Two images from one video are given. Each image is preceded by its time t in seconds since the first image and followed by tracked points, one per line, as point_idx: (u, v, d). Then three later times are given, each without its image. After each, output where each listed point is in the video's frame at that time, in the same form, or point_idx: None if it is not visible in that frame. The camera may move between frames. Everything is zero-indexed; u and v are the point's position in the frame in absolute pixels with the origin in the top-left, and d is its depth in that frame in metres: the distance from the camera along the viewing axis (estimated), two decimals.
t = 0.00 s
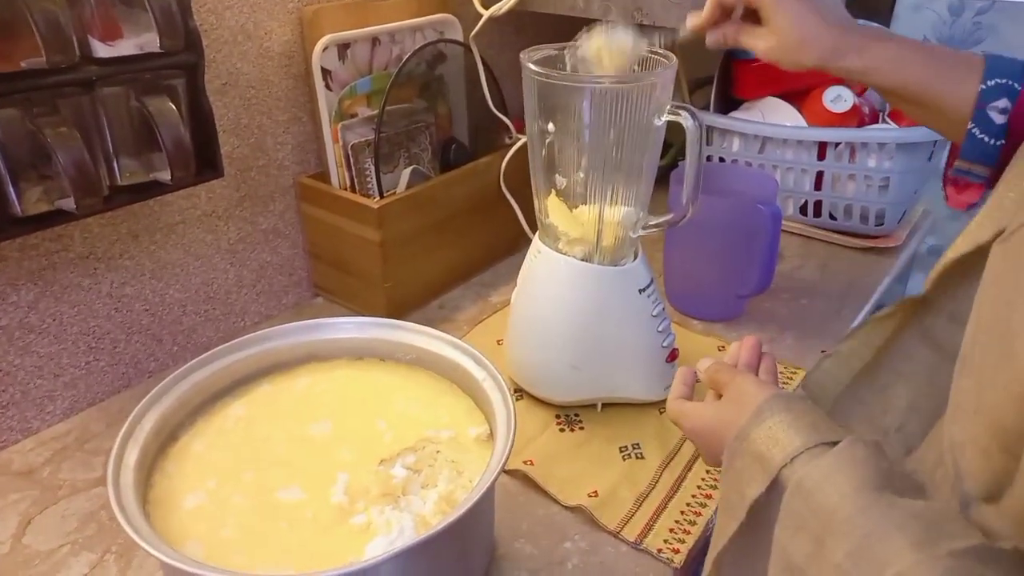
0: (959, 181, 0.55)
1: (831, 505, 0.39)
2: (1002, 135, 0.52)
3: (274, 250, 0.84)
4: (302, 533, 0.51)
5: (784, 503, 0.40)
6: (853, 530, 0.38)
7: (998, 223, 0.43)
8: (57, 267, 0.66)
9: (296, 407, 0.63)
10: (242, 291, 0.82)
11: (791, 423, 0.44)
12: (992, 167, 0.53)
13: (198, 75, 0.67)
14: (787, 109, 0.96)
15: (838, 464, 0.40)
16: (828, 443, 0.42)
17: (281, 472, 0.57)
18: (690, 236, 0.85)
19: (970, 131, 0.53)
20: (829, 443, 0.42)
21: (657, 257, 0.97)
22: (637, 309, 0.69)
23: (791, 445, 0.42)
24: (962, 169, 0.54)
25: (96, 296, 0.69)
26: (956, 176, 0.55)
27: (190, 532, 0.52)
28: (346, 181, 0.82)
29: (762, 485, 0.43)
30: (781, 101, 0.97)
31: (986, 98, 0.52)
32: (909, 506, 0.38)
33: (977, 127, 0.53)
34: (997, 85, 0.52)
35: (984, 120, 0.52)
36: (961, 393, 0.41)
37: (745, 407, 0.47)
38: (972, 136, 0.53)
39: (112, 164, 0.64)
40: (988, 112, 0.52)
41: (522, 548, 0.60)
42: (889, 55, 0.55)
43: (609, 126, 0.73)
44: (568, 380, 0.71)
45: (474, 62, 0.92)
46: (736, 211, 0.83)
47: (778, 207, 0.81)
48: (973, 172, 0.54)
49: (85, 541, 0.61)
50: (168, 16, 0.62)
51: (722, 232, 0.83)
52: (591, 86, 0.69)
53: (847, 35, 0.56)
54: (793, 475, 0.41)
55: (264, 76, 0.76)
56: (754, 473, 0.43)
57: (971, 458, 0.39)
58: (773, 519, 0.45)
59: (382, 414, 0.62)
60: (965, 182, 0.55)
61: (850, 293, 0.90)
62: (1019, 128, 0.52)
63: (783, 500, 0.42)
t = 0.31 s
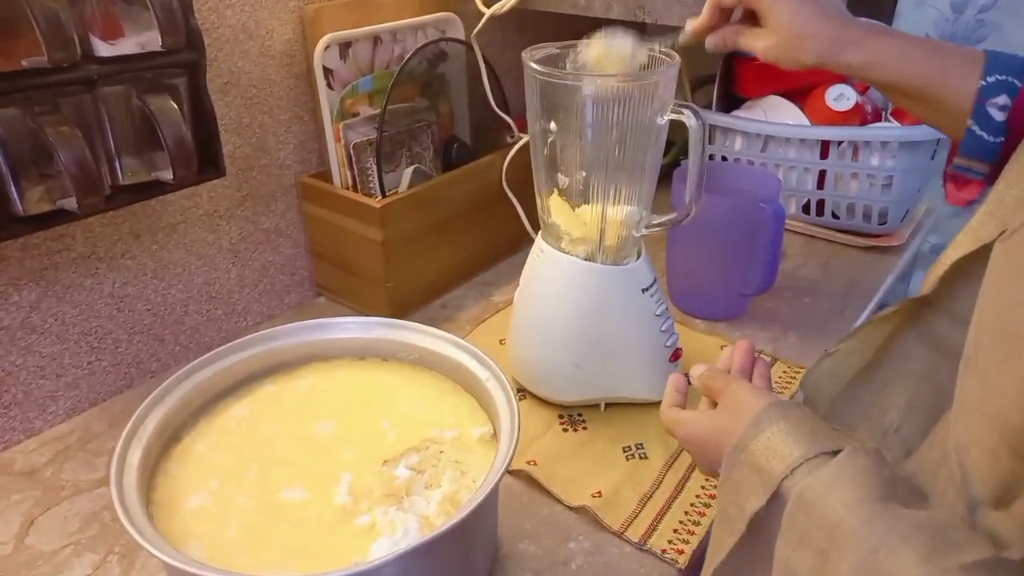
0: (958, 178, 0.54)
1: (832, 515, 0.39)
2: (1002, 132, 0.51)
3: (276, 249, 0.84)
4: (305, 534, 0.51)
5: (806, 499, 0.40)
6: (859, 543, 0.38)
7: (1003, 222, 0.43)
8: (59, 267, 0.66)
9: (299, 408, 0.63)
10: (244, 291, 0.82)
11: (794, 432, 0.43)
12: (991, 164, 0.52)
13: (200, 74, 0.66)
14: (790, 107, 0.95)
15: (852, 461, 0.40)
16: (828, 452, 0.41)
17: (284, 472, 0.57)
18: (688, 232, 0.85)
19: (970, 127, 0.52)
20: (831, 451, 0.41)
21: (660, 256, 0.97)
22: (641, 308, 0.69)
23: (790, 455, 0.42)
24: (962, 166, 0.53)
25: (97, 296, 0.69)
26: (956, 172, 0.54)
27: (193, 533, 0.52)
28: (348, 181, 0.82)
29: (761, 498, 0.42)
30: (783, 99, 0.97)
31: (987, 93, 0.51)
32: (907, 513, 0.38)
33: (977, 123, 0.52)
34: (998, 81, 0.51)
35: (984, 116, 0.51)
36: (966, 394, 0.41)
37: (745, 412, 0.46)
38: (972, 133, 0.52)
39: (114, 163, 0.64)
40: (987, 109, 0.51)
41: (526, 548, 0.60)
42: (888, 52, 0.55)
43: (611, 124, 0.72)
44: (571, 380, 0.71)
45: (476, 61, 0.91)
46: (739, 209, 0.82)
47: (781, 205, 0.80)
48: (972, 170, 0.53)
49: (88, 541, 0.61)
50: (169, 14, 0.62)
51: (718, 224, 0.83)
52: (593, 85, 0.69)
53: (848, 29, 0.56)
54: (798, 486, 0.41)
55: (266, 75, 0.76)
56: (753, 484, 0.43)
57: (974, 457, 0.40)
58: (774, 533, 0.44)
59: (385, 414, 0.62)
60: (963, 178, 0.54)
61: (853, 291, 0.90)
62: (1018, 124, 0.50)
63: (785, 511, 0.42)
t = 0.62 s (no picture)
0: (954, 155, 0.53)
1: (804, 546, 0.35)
2: (1000, 108, 0.48)
3: (275, 245, 0.84)
4: (304, 530, 0.51)
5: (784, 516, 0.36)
6: None
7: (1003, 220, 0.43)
8: (57, 262, 0.65)
9: (298, 404, 0.63)
10: (243, 287, 0.82)
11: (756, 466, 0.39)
12: (983, 141, 0.49)
13: (200, 69, 0.66)
14: (791, 105, 0.95)
15: (824, 485, 0.37)
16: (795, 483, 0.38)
17: (283, 468, 0.57)
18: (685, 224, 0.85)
19: (970, 101, 0.49)
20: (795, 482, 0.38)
21: (659, 253, 0.97)
22: (641, 305, 0.69)
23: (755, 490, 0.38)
24: (955, 140, 0.51)
25: (95, 292, 0.69)
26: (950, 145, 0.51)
27: (191, 529, 0.51)
28: (347, 177, 0.81)
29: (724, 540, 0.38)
30: (784, 97, 0.96)
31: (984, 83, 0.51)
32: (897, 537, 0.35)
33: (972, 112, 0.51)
34: (1003, 55, 0.47)
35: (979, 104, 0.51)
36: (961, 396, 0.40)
37: (709, 445, 0.41)
38: (970, 107, 0.49)
39: (113, 158, 0.63)
40: (989, 83, 0.48)
41: (525, 545, 0.60)
42: (892, 29, 0.54)
43: (612, 120, 0.72)
44: (570, 378, 0.71)
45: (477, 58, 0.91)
46: (739, 205, 0.82)
47: (781, 202, 0.80)
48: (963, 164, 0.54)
49: (85, 537, 0.61)
50: (169, 8, 0.62)
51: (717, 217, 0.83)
52: (595, 81, 0.69)
53: None
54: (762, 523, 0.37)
55: (265, 70, 0.76)
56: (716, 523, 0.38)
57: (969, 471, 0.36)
58: (745, 570, 0.39)
59: (384, 410, 0.62)
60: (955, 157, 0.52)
61: (852, 290, 0.90)
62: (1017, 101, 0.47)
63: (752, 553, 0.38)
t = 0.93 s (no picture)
0: (879, 236, 0.53)
1: None
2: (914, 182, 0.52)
3: (267, 249, 0.83)
4: (298, 536, 0.51)
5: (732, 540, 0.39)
6: None
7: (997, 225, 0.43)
8: (47, 266, 0.65)
9: (292, 409, 0.62)
10: (235, 291, 0.81)
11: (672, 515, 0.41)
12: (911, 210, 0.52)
13: (191, 72, 0.66)
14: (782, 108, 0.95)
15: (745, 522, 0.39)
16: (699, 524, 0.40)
17: (277, 473, 0.56)
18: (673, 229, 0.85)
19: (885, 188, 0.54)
20: (700, 521, 0.40)
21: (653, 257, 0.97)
22: (635, 309, 0.69)
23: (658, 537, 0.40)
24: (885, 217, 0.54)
25: (86, 296, 0.68)
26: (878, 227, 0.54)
27: (183, 535, 0.51)
28: (340, 180, 0.81)
29: None
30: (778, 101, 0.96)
31: (894, 142, 0.53)
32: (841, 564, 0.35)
33: (890, 178, 0.53)
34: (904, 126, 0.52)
35: (895, 168, 0.53)
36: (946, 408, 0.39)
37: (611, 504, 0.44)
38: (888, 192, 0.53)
39: (104, 162, 0.63)
40: (897, 164, 0.53)
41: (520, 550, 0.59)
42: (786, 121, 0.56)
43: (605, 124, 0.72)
44: (565, 381, 0.71)
45: (470, 61, 0.91)
46: (733, 209, 0.82)
47: (773, 206, 0.82)
48: (898, 220, 0.53)
49: (76, 544, 0.60)
50: (160, 10, 0.61)
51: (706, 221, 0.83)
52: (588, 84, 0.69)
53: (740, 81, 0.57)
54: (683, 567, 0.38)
55: (258, 74, 0.75)
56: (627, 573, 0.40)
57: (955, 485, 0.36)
58: None
59: (378, 415, 0.61)
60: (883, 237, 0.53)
61: (845, 293, 0.90)
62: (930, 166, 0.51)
63: None
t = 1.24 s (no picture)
0: (805, 321, 0.46)
1: (712, 564, 0.37)
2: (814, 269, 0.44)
3: (266, 246, 0.83)
4: (299, 535, 0.50)
5: (713, 534, 0.38)
6: None
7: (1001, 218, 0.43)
8: (45, 264, 0.65)
9: (292, 407, 0.62)
10: (234, 288, 0.81)
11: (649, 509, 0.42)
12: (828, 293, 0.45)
13: (189, 69, 0.65)
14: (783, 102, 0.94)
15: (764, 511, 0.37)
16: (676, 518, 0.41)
17: (277, 471, 0.56)
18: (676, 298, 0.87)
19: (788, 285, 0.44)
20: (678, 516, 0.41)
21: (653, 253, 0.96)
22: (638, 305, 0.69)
23: (638, 530, 0.40)
24: (805, 310, 0.45)
25: (84, 294, 0.68)
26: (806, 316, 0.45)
27: (184, 534, 0.51)
28: (339, 177, 0.81)
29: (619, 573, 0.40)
30: (777, 96, 0.96)
31: (777, 253, 0.43)
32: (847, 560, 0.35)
33: (789, 279, 0.44)
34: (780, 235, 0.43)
35: (792, 270, 0.43)
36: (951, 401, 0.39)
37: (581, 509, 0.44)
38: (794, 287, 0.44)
39: (102, 159, 0.63)
40: (790, 263, 0.43)
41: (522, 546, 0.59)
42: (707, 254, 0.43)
43: (605, 119, 0.72)
44: (566, 378, 0.70)
45: (468, 57, 0.91)
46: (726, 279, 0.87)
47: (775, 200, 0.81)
48: (822, 304, 0.45)
49: (77, 542, 0.60)
50: (157, 6, 0.61)
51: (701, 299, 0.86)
52: (587, 79, 0.69)
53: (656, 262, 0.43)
54: (660, 558, 0.39)
55: (255, 70, 0.75)
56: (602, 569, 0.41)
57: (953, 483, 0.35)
58: None
59: (380, 413, 0.61)
60: (812, 318, 0.46)
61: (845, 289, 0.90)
62: (822, 252, 0.43)
63: None
